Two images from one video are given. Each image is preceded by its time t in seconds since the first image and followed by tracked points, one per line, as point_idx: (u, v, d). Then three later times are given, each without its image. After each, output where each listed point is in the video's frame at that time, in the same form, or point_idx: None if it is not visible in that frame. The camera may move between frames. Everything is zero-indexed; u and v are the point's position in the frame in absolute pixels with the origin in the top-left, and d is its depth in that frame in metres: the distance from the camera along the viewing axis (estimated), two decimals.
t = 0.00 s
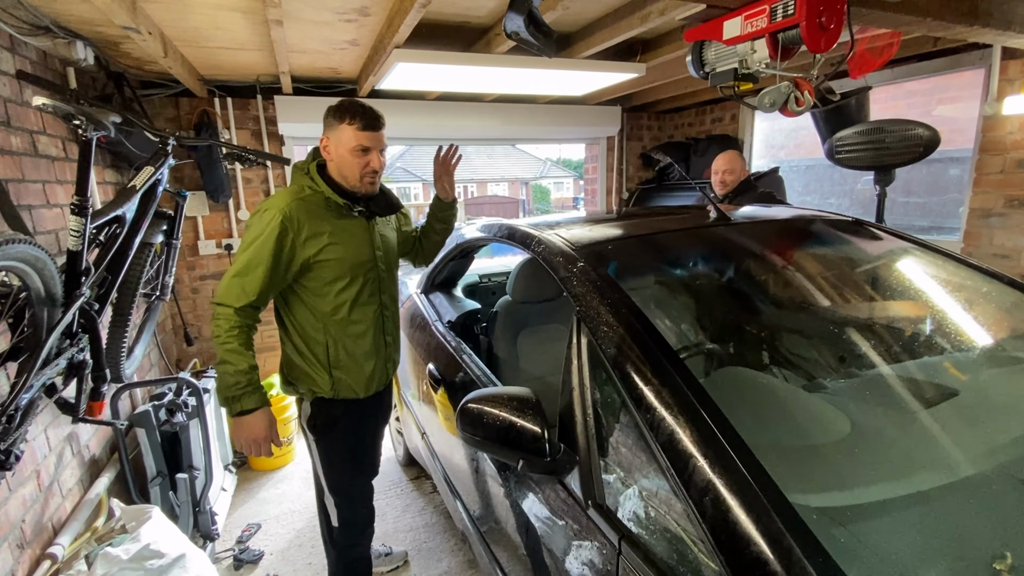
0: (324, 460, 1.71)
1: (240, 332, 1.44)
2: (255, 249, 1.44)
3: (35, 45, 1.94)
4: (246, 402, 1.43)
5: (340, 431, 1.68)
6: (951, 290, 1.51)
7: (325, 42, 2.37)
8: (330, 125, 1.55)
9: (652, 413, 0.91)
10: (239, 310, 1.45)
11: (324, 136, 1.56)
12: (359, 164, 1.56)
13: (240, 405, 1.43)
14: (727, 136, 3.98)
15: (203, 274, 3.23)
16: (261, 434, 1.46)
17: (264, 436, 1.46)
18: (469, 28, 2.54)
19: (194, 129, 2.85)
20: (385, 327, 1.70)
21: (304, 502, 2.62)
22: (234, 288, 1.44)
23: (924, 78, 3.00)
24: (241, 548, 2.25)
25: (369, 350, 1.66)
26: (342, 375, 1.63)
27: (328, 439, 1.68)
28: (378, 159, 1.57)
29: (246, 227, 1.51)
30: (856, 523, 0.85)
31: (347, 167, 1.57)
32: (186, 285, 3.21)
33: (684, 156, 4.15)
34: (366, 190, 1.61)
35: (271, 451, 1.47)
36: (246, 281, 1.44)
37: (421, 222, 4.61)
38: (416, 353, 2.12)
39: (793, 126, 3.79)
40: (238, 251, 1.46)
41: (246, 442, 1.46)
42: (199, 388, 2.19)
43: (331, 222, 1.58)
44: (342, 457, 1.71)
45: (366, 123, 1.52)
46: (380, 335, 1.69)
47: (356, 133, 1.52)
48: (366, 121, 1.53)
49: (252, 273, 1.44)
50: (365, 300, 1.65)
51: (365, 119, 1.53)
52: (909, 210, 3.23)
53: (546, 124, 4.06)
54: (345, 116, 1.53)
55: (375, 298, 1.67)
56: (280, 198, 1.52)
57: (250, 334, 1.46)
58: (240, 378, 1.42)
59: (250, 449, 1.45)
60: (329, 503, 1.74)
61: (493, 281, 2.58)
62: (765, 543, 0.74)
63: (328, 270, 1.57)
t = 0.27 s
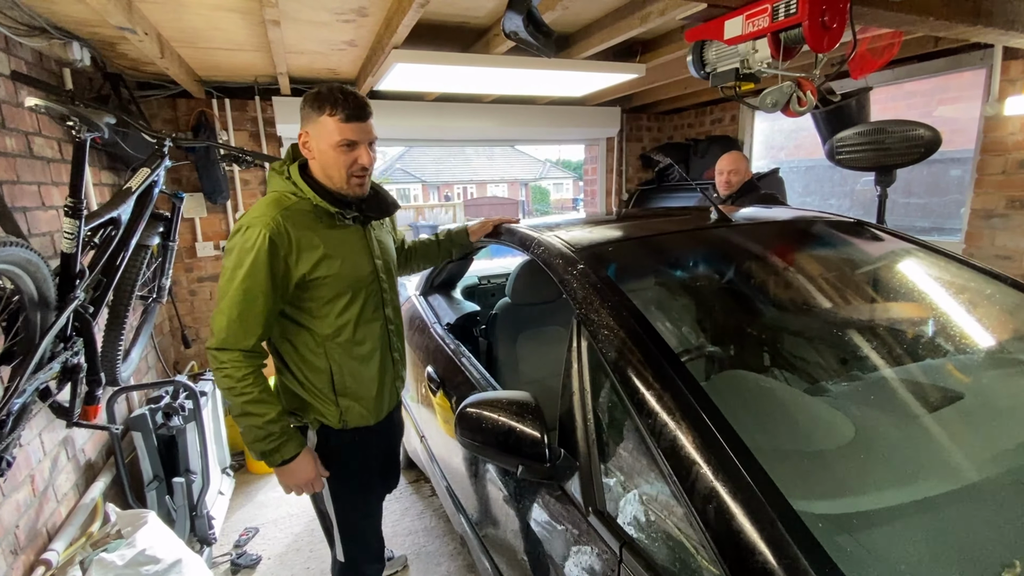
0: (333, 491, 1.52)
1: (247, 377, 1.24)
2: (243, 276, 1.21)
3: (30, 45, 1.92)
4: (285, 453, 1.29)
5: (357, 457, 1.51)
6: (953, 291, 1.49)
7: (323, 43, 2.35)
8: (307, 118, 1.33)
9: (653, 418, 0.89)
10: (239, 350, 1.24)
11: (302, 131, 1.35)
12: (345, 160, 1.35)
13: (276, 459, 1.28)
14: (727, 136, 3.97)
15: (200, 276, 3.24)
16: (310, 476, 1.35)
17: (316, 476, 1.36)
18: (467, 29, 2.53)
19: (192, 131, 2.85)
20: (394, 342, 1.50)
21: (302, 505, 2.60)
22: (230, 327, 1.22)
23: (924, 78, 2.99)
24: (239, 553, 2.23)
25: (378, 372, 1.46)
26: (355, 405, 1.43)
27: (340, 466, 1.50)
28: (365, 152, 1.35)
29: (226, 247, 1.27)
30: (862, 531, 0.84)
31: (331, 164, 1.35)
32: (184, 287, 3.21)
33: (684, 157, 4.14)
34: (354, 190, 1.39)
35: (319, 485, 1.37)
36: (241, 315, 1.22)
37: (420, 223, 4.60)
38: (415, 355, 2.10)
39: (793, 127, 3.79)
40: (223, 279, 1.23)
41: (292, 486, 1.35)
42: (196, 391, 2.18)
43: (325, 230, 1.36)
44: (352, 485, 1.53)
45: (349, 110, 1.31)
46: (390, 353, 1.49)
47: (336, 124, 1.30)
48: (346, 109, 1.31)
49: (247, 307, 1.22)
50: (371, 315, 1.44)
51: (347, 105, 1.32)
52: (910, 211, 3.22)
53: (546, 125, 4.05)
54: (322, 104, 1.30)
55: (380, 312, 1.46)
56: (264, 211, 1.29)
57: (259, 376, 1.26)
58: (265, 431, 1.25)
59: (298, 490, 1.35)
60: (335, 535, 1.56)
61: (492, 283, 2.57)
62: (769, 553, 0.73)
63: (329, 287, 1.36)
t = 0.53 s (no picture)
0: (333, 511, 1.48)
1: (251, 395, 1.15)
2: (246, 282, 1.13)
3: (25, 45, 1.91)
4: (291, 483, 1.16)
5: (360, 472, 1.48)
6: (955, 290, 1.48)
7: (320, 42, 2.34)
8: (306, 101, 1.30)
9: (654, 421, 0.88)
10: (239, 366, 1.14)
11: (301, 116, 1.31)
12: (346, 146, 1.32)
13: (282, 494, 1.16)
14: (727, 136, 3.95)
15: (198, 277, 3.24)
16: (318, 514, 1.21)
17: (324, 513, 1.22)
18: (466, 27, 2.52)
19: (190, 131, 2.86)
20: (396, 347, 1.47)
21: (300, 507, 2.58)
22: (232, 339, 1.13)
23: (925, 77, 2.98)
24: (237, 555, 2.22)
25: (381, 380, 1.43)
26: (359, 417, 1.40)
27: (341, 478, 1.47)
28: (368, 137, 1.33)
29: (220, 251, 1.18)
30: (867, 537, 0.82)
31: (333, 150, 1.32)
32: (181, 288, 3.21)
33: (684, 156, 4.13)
34: (357, 177, 1.37)
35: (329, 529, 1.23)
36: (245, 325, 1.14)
37: (419, 223, 4.60)
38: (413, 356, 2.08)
39: (793, 126, 3.77)
40: (221, 287, 1.14)
41: (297, 531, 1.20)
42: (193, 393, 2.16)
43: (326, 229, 1.32)
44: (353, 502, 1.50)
45: (349, 94, 1.28)
46: (395, 359, 1.47)
47: (339, 107, 1.28)
48: (349, 92, 1.28)
49: (252, 315, 1.14)
50: (373, 321, 1.41)
51: (347, 89, 1.29)
52: (911, 211, 3.20)
53: (545, 125, 4.04)
54: (323, 87, 1.27)
55: (382, 318, 1.43)
56: (262, 210, 1.22)
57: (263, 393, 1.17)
58: (270, 459, 1.14)
59: (305, 535, 1.21)
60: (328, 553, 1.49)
61: (491, 283, 2.55)
62: (773, 559, 0.71)
63: (333, 292, 1.32)
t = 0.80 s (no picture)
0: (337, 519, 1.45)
1: (259, 399, 1.13)
2: (245, 282, 1.12)
3: (20, 45, 1.90)
4: (313, 483, 1.15)
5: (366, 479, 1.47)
6: (954, 290, 1.47)
7: (317, 42, 2.33)
8: (294, 98, 1.29)
9: (652, 422, 0.87)
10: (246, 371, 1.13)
11: (289, 113, 1.30)
12: (336, 143, 1.32)
13: (305, 496, 1.15)
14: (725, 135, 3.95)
15: (195, 277, 3.24)
16: (345, 514, 1.20)
17: (351, 512, 1.21)
18: (463, 26, 2.51)
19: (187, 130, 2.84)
20: (400, 346, 1.46)
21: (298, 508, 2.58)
22: (235, 344, 1.11)
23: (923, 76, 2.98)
24: (234, 556, 2.21)
25: (389, 379, 1.42)
26: (371, 419, 1.39)
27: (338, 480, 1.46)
28: (358, 133, 1.33)
29: (217, 256, 1.17)
30: (866, 539, 0.82)
31: (322, 147, 1.32)
32: (179, 288, 3.21)
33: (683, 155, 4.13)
34: (348, 173, 1.37)
35: (358, 530, 1.22)
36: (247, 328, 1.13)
37: (417, 223, 4.54)
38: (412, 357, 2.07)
39: (791, 126, 3.77)
40: (221, 291, 1.13)
41: (326, 532, 1.20)
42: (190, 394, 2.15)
43: (321, 226, 1.30)
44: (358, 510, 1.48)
45: (337, 90, 1.27)
46: (400, 357, 1.46)
47: (328, 104, 1.27)
48: (338, 89, 1.28)
49: (254, 317, 1.13)
50: (377, 318, 1.40)
51: (335, 85, 1.28)
52: (910, 210, 3.20)
53: (543, 125, 4.04)
54: (312, 83, 1.27)
55: (385, 316, 1.42)
56: (254, 210, 1.21)
57: (271, 396, 1.16)
58: (287, 462, 1.12)
59: (337, 535, 1.21)
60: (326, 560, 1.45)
61: (490, 283, 2.54)
62: (771, 562, 0.70)
63: (334, 290, 1.30)
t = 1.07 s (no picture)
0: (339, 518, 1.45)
1: (264, 397, 1.11)
2: (248, 280, 1.12)
3: (15, 42, 1.90)
4: (321, 480, 1.10)
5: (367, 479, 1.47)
6: (949, 287, 1.48)
7: (314, 40, 2.33)
8: (296, 94, 1.29)
9: (647, 418, 0.88)
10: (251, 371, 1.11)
11: (290, 109, 1.30)
12: (338, 140, 1.32)
13: (319, 490, 1.10)
14: (722, 133, 3.96)
15: (192, 276, 3.24)
16: (362, 503, 1.13)
17: (366, 502, 1.14)
18: (460, 24, 2.51)
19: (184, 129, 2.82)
20: (399, 346, 1.46)
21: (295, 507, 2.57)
22: (240, 340, 1.10)
23: (920, 74, 2.99)
24: (232, 555, 2.21)
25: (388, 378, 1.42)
26: (373, 419, 1.39)
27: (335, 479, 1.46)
28: (360, 131, 1.33)
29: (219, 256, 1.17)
30: (859, 534, 0.82)
31: (323, 144, 1.32)
32: (176, 287, 3.21)
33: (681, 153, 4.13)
34: (349, 171, 1.38)
35: (379, 523, 1.14)
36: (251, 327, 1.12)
37: (416, 222, 4.60)
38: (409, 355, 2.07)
39: (788, 124, 3.78)
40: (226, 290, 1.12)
41: (344, 526, 1.13)
42: (186, 393, 2.14)
43: (320, 224, 1.30)
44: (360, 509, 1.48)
45: (341, 87, 1.27)
46: (399, 356, 1.46)
47: (331, 102, 1.27)
48: (341, 86, 1.28)
49: (257, 315, 1.12)
50: (377, 317, 1.40)
51: (338, 82, 1.28)
52: (906, 208, 3.21)
53: (540, 123, 4.04)
54: (314, 81, 1.26)
55: (384, 315, 1.42)
56: (253, 208, 1.21)
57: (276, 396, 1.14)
58: (297, 456, 1.09)
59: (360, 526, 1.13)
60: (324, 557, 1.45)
61: (487, 281, 2.54)
62: (765, 556, 0.71)
63: (335, 289, 1.30)
